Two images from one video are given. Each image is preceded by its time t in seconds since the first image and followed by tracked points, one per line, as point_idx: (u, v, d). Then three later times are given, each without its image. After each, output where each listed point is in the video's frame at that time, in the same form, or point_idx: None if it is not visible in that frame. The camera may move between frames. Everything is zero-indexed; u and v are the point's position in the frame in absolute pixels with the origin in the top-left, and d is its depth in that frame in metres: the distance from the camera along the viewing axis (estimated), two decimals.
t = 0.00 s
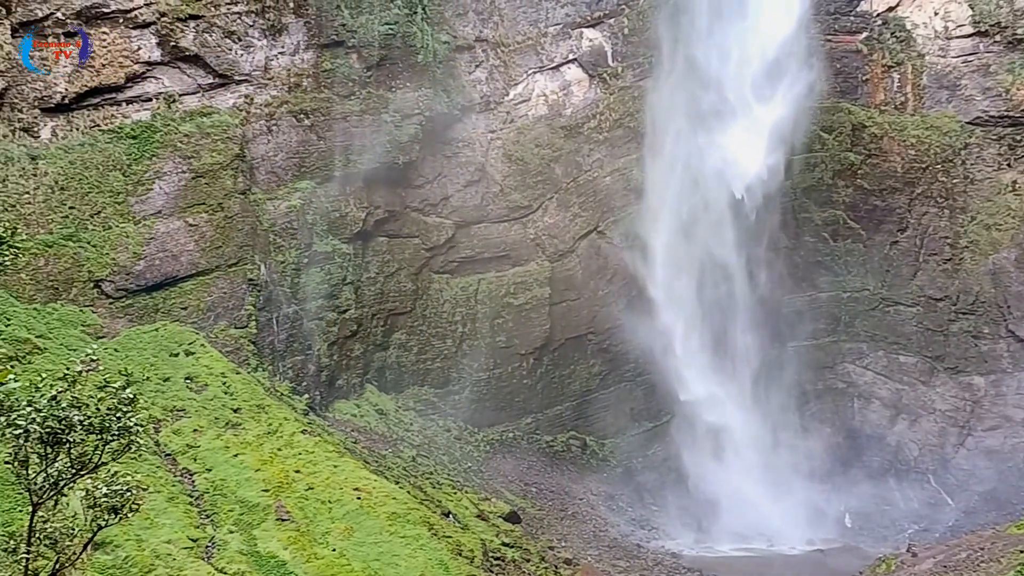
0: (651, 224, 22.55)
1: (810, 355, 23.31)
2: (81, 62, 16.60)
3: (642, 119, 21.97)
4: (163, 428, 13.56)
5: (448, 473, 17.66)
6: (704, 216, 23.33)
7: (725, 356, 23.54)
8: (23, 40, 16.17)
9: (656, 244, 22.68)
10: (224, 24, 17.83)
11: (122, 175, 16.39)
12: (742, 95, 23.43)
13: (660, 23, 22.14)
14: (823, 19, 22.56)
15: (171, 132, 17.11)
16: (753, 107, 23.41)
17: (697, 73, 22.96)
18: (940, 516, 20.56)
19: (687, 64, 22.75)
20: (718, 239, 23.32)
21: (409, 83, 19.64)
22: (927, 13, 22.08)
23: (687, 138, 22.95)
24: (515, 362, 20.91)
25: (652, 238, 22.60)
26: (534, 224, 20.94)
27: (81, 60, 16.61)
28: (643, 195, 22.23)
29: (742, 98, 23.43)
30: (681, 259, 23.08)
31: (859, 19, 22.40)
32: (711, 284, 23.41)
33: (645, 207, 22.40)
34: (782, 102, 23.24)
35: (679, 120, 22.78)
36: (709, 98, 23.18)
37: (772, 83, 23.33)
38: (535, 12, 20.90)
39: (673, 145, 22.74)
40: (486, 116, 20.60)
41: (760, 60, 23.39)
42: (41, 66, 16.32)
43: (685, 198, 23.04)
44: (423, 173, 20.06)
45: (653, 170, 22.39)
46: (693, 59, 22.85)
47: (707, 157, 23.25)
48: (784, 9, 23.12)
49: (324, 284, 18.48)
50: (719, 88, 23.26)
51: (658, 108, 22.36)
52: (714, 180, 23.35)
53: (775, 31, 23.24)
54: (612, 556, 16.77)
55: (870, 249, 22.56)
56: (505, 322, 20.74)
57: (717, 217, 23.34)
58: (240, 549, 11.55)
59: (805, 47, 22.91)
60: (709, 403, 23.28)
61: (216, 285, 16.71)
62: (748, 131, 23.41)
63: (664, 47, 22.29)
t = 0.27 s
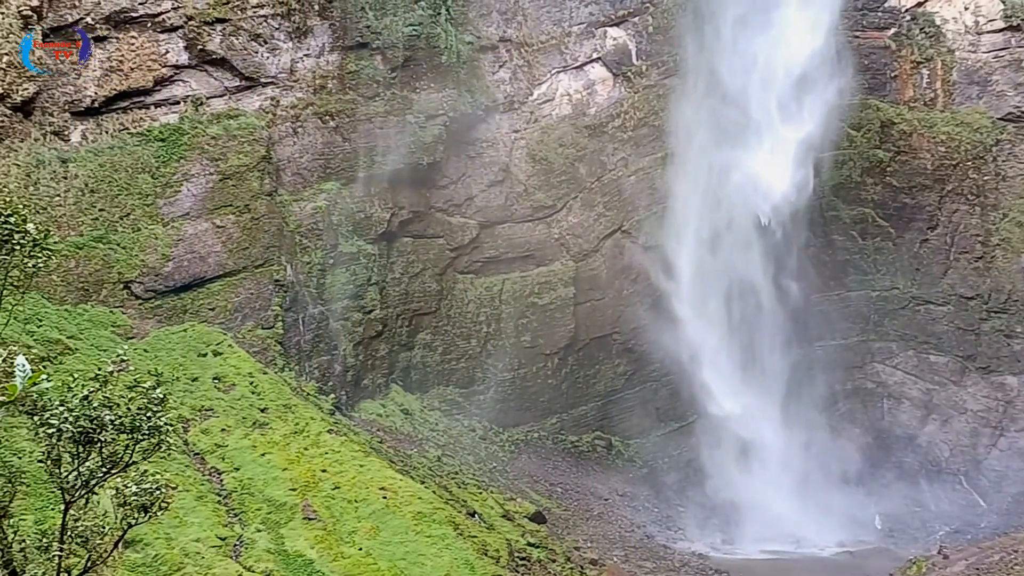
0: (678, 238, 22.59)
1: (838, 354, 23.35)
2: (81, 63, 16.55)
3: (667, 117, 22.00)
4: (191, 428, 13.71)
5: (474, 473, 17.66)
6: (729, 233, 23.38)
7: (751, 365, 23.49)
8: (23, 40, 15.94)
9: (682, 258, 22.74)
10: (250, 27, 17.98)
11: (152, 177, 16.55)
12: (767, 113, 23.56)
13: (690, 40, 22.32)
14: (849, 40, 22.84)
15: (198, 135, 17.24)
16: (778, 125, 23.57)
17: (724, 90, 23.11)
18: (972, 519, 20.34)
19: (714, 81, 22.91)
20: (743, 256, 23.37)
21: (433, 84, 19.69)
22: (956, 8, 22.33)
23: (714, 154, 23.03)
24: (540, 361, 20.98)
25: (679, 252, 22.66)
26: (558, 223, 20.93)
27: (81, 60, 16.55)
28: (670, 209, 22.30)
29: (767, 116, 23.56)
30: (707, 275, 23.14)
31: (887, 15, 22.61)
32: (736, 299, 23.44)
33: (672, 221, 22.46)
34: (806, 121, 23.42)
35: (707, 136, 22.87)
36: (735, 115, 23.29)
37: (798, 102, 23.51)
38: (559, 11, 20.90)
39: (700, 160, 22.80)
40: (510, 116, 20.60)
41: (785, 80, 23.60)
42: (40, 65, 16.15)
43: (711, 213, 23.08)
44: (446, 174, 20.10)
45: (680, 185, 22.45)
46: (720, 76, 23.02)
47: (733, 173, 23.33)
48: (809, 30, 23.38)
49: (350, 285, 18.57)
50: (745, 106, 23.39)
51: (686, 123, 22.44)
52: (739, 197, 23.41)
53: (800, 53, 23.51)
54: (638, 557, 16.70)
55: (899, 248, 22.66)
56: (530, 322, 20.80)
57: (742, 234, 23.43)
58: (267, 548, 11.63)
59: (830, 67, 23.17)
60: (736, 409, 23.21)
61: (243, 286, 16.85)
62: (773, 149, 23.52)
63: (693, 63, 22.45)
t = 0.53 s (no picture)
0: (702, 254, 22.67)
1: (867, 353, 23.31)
2: (81, 63, 16.45)
3: (692, 114, 21.98)
4: (220, 427, 13.76)
5: (499, 473, 17.65)
6: (754, 250, 23.42)
7: (778, 372, 23.52)
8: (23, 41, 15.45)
9: (707, 274, 22.78)
10: (276, 30, 18.13)
11: (179, 180, 16.68)
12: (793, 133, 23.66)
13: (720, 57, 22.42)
14: (873, 60, 23.17)
15: (225, 137, 17.39)
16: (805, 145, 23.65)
17: (752, 108, 23.19)
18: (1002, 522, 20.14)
19: (742, 99, 23.00)
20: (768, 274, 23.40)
21: (457, 85, 19.75)
22: (987, 4, 22.68)
23: (740, 171, 23.11)
24: (565, 361, 21.02)
25: (704, 269, 22.72)
26: (582, 223, 20.93)
27: (81, 60, 16.46)
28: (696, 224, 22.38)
29: (794, 135, 23.63)
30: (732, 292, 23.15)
31: (915, 11, 22.89)
32: (761, 317, 23.47)
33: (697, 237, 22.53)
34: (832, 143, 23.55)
35: (734, 154, 22.92)
36: (762, 134, 23.38)
37: (824, 120, 23.66)
38: (582, 11, 20.87)
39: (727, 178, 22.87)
40: (533, 116, 20.55)
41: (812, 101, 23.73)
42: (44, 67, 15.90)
43: (736, 229, 23.14)
44: (470, 175, 20.13)
45: (705, 200, 22.53)
46: (747, 94, 23.10)
47: (758, 191, 23.39)
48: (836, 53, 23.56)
49: (375, 285, 18.65)
50: (772, 125, 23.47)
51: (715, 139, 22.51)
52: (764, 215, 23.48)
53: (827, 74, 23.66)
54: (664, 559, 16.61)
55: (928, 247, 22.55)
56: (554, 322, 20.83)
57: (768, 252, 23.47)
58: (294, 547, 11.70)
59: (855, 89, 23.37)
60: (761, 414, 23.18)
61: (270, 287, 16.98)
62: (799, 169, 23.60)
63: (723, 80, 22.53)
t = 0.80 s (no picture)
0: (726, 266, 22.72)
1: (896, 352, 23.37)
2: (81, 63, 16.06)
3: (716, 116, 21.87)
4: (247, 427, 13.84)
5: (524, 473, 17.66)
6: (779, 262, 23.38)
7: (806, 378, 23.50)
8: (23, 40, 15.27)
9: (730, 287, 22.84)
10: (301, 33, 18.22)
11: (206, 182, 16.83)
12: (820, 145, 23.48)
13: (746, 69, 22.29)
14: (901, 66, 22.94)
15: (252, 140, 17.55)
16: (831, 157, 23.50)
17: (778, 119, 23.07)
18: None
19: (768, 110, 22.88)
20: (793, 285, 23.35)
21: (481, 86, 19.74)
22: None
23: (766, 184, 23.05)
24: (589, 362, 21.06)
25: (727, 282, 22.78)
26: (606, 223, 20.93)
27: (81, 60, 16.06)
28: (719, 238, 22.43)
29: (821, 145, 23.47)
30: (755, 306, 23.16)
31: (944, 7, 22.65)
32: (786, 331, 23.43)
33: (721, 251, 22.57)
34: (859, 155, 23.36)
35: (759, 167, 22.84)
36: (788, 146, 23.24)
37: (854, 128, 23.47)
38: (606, 9, 20.78)
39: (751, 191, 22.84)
40: (557, 115, 20.50)
41: (838, 112, 23.54)
42: (42, 66, 15.53)
43: (760, 244, 23.12)
44: (493, 176, 20.15)
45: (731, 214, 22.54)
46: (773, 106, 22.99)
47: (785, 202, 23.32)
48: (864, 63, 23.35)
49: (399, 286, 18.73)
50: (798, 137, 23.32)
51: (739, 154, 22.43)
52: (792, 226, 23.41)
53: (854, 84, 23.47)
54: (690, 560, 16.54)
55: (959, 245, 22.42)
56: (578, 322, 20.84)
57: (793, 266, 23.40)
58: (321, 547, 11.77)
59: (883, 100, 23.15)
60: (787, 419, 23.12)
61: (296, 288, 17.11)
62: (824, 182, 23.48)
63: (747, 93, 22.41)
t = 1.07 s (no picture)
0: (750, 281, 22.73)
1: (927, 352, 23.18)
2: (81, 63, 15.83)
3: (741, 116, 21.76)
4: (275, 427, 13.97)
5: (549, 474, 17.65)
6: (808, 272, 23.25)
7: (837, 385, 23.32)
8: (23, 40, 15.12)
9: (755, 302, 22.84)
10: (326, 35, 18.33)
11: (233, 185, 17.02)
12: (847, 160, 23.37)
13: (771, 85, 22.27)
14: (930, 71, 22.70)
15: (278, 142, 17.69)
16: (859, 172, 23.36)
17: (804, 129, 23.02)
18: None
19: (795, 119, 22.84)
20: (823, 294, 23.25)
21: (504, 86, 19.75)
22: None
23: (795, 193, 22.98)
24: (615, 362, 21.11)
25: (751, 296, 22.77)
26: (631, 223, 20.95)
27: (81, 60, 15.84)
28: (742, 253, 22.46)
29: (849, 154, 23.37)
30: (781, 321, 23.10)
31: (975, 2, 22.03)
32: (813, 346, 23.25)
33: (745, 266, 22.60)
34: (887, 171, 23.23)
35: (784, 183, 22.79)
36: (814, 161, 23.17)
37: (882, 137, 23.30)
38: (630, 9, 20.68)
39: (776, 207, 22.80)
40: (581, 116, 20.44)
41: (866, 127, 23.41)
42: (41, 67, 15.36)
43: (786, 255, 23.06)
44: (518, 176, 20.14)
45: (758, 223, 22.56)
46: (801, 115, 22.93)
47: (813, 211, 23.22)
48: (892, 78, 23.21)
49: (424, 287, 18.81)
50: (825, 147, 23.23)
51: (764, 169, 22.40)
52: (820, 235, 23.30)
53: (881, 95, 23.34)
54: (718, 561, 16.41)
55: (991, 243, 22.19)
56: (603, 322, 20.88)
57: (819, 281, 23.27)
58: (347, 546, 11.85)
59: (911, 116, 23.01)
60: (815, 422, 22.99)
61: (322, 289, 17.21)
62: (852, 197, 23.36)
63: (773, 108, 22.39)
